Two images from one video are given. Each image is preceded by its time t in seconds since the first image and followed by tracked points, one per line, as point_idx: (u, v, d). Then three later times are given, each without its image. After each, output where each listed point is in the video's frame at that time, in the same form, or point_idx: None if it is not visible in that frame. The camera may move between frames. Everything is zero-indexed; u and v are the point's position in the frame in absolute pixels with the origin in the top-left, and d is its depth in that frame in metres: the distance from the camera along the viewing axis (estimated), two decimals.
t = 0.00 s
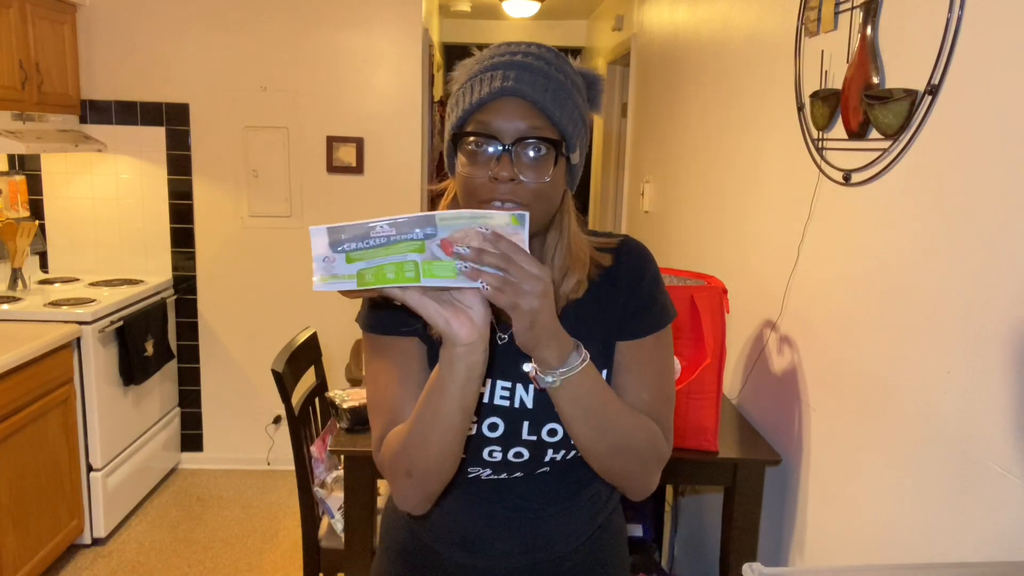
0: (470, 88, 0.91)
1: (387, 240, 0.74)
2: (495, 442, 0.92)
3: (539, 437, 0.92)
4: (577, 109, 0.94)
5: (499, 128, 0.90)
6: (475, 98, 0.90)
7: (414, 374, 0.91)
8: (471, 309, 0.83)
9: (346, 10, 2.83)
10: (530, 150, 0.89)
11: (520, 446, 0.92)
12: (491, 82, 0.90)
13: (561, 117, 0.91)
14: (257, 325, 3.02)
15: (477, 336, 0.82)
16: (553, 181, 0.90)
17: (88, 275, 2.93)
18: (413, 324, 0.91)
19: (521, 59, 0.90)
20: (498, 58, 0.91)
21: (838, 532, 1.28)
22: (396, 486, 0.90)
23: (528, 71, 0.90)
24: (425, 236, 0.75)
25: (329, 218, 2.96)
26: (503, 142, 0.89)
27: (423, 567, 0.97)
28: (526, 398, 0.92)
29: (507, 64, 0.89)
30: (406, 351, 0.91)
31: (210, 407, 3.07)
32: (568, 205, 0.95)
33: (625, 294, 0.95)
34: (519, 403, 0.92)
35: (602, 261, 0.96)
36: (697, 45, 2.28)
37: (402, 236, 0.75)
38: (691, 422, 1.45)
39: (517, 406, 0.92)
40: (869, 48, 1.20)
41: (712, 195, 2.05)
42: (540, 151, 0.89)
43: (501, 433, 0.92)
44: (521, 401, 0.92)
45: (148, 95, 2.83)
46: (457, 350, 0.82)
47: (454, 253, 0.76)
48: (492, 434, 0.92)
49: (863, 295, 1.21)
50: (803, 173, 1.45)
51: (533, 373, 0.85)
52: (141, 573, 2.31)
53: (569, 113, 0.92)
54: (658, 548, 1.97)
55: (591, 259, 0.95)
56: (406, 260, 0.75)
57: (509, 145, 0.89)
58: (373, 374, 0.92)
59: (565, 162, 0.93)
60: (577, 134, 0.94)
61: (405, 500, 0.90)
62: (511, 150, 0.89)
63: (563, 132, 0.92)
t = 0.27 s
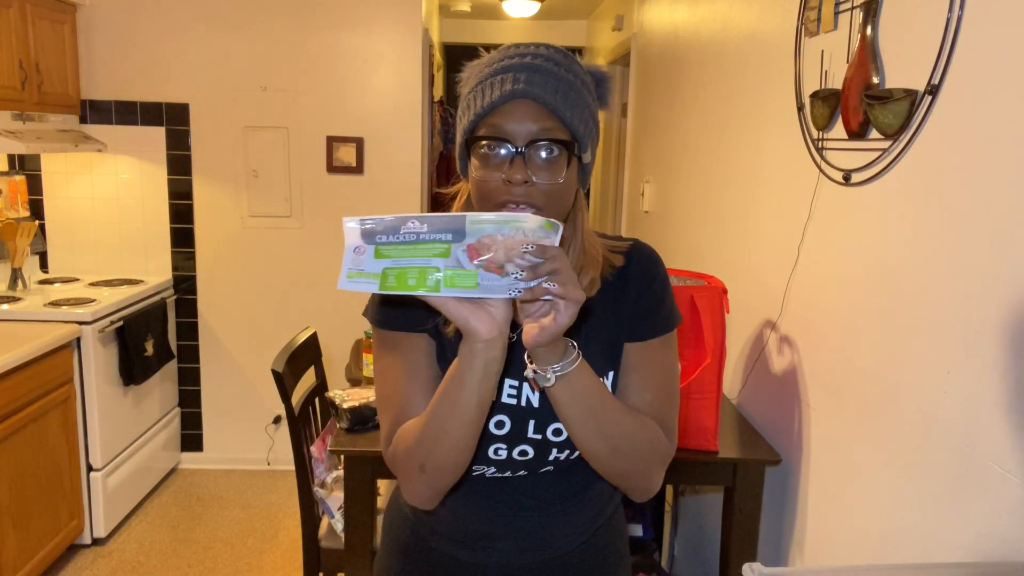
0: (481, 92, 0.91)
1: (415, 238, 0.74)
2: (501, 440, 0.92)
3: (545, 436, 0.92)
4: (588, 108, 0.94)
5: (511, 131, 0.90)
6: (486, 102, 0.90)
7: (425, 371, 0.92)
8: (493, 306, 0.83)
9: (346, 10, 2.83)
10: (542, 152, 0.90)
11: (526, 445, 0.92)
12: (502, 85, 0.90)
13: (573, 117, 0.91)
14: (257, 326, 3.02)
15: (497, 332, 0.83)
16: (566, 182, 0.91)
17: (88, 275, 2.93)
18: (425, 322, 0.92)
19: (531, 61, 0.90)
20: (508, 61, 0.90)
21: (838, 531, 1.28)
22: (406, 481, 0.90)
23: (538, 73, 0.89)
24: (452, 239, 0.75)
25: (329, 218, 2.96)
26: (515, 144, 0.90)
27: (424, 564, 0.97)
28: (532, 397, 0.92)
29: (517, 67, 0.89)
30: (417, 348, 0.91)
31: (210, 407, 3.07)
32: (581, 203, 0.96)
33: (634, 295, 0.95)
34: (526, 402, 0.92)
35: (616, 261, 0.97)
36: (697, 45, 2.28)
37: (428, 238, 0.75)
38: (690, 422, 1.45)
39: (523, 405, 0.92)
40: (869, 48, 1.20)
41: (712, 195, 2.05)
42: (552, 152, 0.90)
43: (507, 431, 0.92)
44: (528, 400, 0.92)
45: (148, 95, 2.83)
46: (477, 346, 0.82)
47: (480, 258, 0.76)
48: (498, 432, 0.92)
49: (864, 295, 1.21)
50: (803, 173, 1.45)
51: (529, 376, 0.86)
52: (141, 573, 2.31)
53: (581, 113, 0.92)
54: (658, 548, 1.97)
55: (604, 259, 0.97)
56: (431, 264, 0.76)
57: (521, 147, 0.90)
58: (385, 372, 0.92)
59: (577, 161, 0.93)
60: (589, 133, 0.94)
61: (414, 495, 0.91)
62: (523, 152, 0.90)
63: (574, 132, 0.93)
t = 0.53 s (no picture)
0: (492, 94, 0.92)
1: (403, 250, 0.75)
2: (506, 437, 0.92)
3: (549, 435, 0.92)
4: (598, 110, 0.94)
5: (521, 133, 0.90)
6: (497, 104, 0.91)
7: (430, 367, 0.91)
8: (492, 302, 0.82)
9: (346, 9, 2.83)
10: (552, 153, 0.90)
11: (531, 443, 0.92)
12: (512, 88, 0.90)
13: (582, 119, 0.92)
14: (257, 326, 3.02)
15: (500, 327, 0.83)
16: (575, 184, 0.91)
17: (88, 275, 2.93)
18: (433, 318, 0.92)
19: (542, 63, 0.90)
20: (519, 63, 0.91)
21: (838, 532, 1.28)
22: (410, 476, 0.91)
23: (549, 75, 0.90)
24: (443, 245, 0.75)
25: (329, 218, 2.96)
26: (525, 146, 0.90)
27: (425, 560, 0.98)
28: (538, 396, 0.92)
29: (527, 69, 0.89)
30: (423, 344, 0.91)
31: (210, 407, 3.07)
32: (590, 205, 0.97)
33: (643, 298, 0.96)
34: (532, 400, 0.92)
35: (625, 263, 0.98)
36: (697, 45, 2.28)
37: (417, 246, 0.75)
38: (690, 422, 1.45)
39: (529, 403, 0.92)
40: (869, 49, 1.20)
41: (712, 195, 2.05)
42: (562, 154, 0.90)
43: (513, 429, 0.92)
44: (533, 398, 0.92)
45: (148, 95, 2.83)
46: (482, 344, 0.82)
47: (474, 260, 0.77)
48: (503, 429, 0.92)
49: (864, 295, 1.21)
50: (803, 173, 1.45)
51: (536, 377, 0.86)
52: (141, 573, 2.31)
53: (591, 115, 0.93)
54: (658, 548, 1.97)
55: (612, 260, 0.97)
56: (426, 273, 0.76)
57: (531, 149, 0.90)
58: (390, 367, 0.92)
59: (588, 163, 0.93)
60: (599, 135, 0.94)
61: (417, 490, 0.91)
62: (533, 154, 0.90)
63: (584, 134, 0.93)
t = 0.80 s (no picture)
0: (500, 97, 0.94)
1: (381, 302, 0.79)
2: (509, 426, 0.94)
3: (552, 426, 0.93)
4: (604, 113, 0.94)
5: (523, 134, 0.91)
6: (504, 105, 0.93)
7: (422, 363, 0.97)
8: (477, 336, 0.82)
9: (346, 9, 2.83)
10: (550, 154, 0.90)
11: (534, 433, 0.93)
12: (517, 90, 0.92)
13: (585, 121, 0.92)
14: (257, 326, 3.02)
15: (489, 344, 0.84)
16: (573, 185, 0.90)
17: (88, 275, 2.93)
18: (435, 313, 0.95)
19: (547, 66, 0.92)
20: (526, 67, 0.93)
21: (838, 531, 1.28)
22: (406, 466, 0.97)
23: (554, 78, 0.91)
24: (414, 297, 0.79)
25: (329, 219, 2.96)
26: (524, 147, 0.90)
27: (425, 546, 0.99)
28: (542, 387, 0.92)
29: (532, 72, 0.91)
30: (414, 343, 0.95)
31: (210, 407, 3.07)
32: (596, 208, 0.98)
33: (651, 298, 0.97)
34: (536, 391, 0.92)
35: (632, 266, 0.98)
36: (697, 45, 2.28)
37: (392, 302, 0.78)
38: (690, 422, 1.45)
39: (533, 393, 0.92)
40: (869, 48, 1.20)
41: (712, 195, 2.05)
42: (560, 155, 0.90)
43: (516, 418, 0.93)
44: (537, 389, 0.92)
45: (148, 95, 2.83)
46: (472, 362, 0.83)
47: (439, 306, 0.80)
48: (506, 418, 0.93)
49: (864, 295, 1.21)
50: (803, 173, 1.45)
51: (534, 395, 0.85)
52: (140, 573, 2.31)
53: (595, 119, 0.92)
54: (658, 548, 1.97)
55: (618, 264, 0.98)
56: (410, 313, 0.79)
57: (530, 149, 0.90)
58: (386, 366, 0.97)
59: (590, 165, 0.93)
60: (605, 138, 0.94)
61: (411, 476, 0.98)
62: (531, 154, 0.90)
63: (588, 136, 0.92)
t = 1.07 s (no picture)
0: (499, 101, 0.94)
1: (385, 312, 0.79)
2: (512, 421, 0.94)
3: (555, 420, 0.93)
4: (601, 117, 0.93)
5: (520, 139, 0.91)
6: (503, 109, 0.93)
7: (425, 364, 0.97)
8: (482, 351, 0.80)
9: (346, 9, 2.83)
10: (546, 160, 0.90)
11: (536, 429, 0.94)
12: (515, 96, 0.92)
13: (581, 125, 0.91)
14: (257, 326, 3.02)
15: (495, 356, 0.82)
16: (569, 190, 0.91)
17: (88, 275, 2.93)
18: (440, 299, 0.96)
19: (545, 71, 0.92)
20: (524, 71, 0.93)
21: (838, 531, 1.28)
22: (411, 465, 0.97)
23: (550, 83, 0.91)
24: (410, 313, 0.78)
25: (328, 219, 2.96)
26: (521, 152, 0.91)
27: (427, 540, 0.99)
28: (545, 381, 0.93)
29: (530, 76, 0.91)
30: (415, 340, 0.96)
31: (210, 407, 3.07)
32: (598, 208, 0.98)
33: (656, 296, 0.97)
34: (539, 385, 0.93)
35: (633, 268, 0.98)
36: (697, 45, 2.28)
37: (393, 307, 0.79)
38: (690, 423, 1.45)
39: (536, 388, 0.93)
40: (869, 49, 1.20)
41: (712, 195, 2.05)
42: (557, 161, 0.90)
43: (518, 413, 0.94)
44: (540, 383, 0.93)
45: (148, 95, 2.83)
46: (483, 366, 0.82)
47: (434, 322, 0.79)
48: (509, 413, 0.94)
49: (864, 294, 1.21)
50: (803, 173, 1.45)
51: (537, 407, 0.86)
52: (140, 573, 2.31)
53: (591, 123, 0.92)
54: (658, 548, 1.97)
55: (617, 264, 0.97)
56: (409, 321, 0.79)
57: (527, 154, 0.90)
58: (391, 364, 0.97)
59: (587, 169, 0.93)
60: (602, 141, 0.94)
61: (412, 471, 0.98)
62: (527, 159, 0.90)
63: (584, 141, 0.92)
